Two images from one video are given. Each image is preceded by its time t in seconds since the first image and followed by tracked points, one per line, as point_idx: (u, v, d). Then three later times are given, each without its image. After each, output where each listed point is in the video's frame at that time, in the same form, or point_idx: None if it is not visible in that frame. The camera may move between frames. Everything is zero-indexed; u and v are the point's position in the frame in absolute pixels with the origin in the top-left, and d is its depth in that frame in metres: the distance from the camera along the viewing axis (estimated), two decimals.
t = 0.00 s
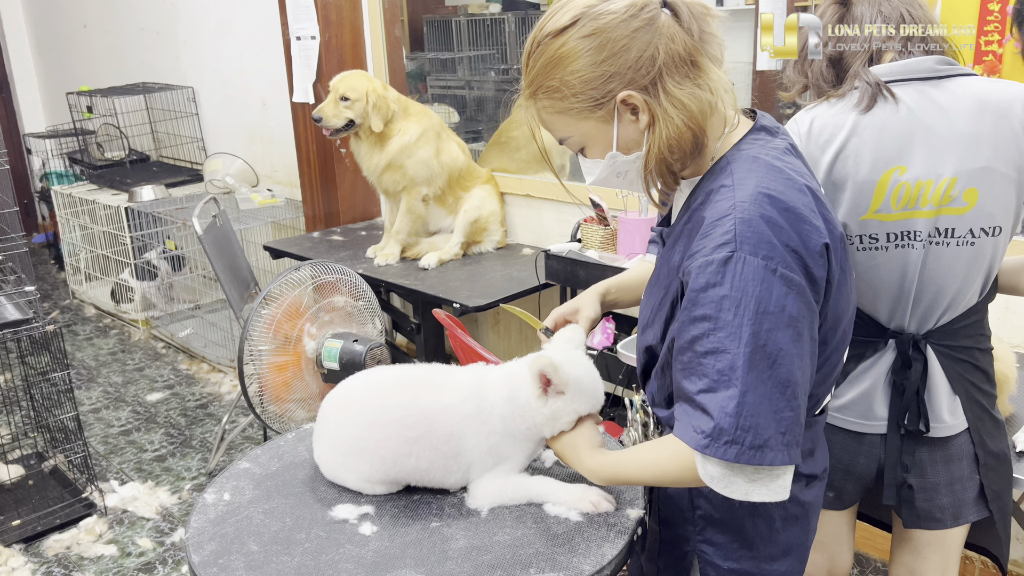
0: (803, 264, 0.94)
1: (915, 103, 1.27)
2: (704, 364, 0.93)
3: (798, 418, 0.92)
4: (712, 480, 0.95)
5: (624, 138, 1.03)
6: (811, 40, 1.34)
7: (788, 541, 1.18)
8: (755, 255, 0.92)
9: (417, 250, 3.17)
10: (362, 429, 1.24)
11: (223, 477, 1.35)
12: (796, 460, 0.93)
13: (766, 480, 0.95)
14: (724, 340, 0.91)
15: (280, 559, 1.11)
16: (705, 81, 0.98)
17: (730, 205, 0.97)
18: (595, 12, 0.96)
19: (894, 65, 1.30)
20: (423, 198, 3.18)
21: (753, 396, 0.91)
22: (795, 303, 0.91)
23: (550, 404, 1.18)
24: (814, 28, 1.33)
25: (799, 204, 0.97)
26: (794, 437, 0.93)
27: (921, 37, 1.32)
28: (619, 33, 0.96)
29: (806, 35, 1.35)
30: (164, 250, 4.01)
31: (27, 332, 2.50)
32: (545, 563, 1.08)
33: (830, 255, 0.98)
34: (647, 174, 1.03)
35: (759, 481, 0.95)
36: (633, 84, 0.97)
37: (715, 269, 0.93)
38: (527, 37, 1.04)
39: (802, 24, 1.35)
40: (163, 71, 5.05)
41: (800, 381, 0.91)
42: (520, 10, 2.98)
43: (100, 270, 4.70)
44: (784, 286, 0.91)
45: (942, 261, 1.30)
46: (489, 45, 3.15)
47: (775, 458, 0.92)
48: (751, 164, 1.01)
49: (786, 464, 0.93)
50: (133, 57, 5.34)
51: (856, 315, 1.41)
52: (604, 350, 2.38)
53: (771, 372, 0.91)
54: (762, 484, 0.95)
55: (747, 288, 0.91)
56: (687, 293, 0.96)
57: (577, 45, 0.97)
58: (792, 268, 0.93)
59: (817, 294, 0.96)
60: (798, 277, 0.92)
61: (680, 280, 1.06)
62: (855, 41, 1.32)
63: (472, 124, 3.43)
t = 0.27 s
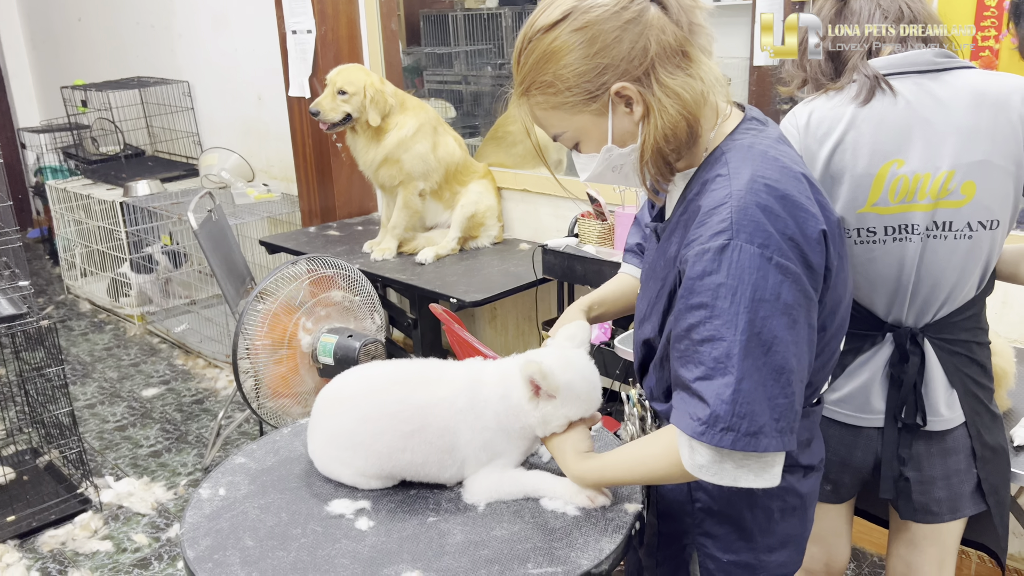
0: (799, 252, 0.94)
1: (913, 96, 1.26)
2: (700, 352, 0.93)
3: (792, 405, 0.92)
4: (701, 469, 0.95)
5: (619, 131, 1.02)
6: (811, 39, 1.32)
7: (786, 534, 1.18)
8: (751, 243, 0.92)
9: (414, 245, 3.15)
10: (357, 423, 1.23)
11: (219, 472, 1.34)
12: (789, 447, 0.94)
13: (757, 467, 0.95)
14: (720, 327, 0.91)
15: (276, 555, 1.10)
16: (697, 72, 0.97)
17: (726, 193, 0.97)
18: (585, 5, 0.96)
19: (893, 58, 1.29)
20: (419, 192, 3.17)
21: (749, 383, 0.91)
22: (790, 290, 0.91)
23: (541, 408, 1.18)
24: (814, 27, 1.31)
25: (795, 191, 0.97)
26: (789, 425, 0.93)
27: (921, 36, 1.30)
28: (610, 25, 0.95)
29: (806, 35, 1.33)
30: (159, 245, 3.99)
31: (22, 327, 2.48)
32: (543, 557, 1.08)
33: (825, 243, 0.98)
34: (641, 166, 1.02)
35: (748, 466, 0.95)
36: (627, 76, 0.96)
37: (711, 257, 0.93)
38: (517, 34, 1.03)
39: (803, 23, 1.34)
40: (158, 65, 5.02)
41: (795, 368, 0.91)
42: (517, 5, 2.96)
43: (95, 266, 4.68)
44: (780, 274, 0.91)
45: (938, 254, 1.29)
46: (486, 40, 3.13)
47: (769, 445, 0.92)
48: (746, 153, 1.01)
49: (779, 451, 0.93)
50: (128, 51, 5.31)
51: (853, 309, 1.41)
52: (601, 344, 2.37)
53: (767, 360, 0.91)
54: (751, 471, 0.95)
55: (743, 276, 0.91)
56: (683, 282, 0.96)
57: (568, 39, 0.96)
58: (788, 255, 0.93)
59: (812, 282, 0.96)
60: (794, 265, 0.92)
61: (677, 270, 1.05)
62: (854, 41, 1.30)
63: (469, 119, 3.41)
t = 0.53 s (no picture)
0: (791, 247, 0.94)
1: (906, 93, 1.26)
2: (695, 349, 0.93)
3: (787, 401, 0.92)
4: (698, 466, 0.95)
5: (608, 130, 1.02)
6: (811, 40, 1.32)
7: (778, 532, 1.18)
8: (744, 238, 0.92)
9: (407, 241, 3.15)
10: (350, 420, 1.23)
11: (210, 469, 1.34)
12: (784, 443, 0.94)
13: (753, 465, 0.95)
14: (714, 324, 0.91)
15: (267, 552, 1.09)
16: (683, 70, 0.98)
17: (719, 188, 0.97)
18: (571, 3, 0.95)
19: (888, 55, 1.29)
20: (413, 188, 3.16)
21: (744, 380, 0.90)
22: (783, 285, 0.91)
23: (534, 411, 1.17)
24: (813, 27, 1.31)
25: (787, 186, 0.97)
26: (783, 421, 0.93)
27: (922, 37, 1.29)
28: (597, 24, 0.94)
29: (806, 35, 1.33)
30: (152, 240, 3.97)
31: (13, 323, 2.47)
32: (535, 555, 1.08)
33: (817, 238, 0.98)
34: (627, 165, 1.02)
35: (746, 464, 0.95)
36: (615, 74, 0.95)
37: (705, 253, 0.93)
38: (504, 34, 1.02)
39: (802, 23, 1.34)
40: (151, 59, 4.99)
41: (790, 363, 0.91)
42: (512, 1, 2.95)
43: (88, 261, 4.65)
44: (774, 269, 0.91)
45: (931, 251, 1.29)
46: (481, 35, 3.12)
47: (765, 441, 0.92)
48: (737, 148, 1.01)
49: (775, 447, 0.93)
50: (121, 44, 5.27)
51: (846, 306, 1.41)
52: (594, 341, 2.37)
53: (762, 356, 0.91)
54: (749, 468, 0.95)
55: (737, 271, 0.91)
56: (677, 279, 0.96)
57: (555, 38, 0.96)
58: (781, 251, 0.93)
59: (805, 277, 0.96)
60: (787, 260, 0.92)
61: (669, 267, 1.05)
62: (852, 41, 1.30)
63: (464, 115, 3.40)
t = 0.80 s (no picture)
0: (811, 237, 0.95)
1: (906, 87, 1.24)
2: (713, 338, 0.94)
3: (807, 391, 0.93)
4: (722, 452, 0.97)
5: (622, 113, 1.01)
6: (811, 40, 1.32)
7: (776, 530, 1.17)
8: (765, 228, 0.92)
9: (403, 235, 3.13)
10: (338, 415, 1.22)
11: (202, 464, 1.32)
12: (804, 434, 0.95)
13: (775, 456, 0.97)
14: (733, 315, 0.92)
15: (259, 548, 1.08)
16: (703, 57, 0.97)
17: (737, 176, 0.96)
18: None
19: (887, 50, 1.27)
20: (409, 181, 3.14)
21: (763, 370, 0.91)
22: (804, 276, 0.92)
23: (523, 387, 1.18)
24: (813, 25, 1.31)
25: (804, 175, 0.97)
26: (804, 412, 0.94)
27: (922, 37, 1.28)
28: (617, 4, 0.93)
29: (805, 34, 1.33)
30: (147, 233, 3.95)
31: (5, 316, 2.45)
32: (529, 551, 1.07)
33: (834, 228, 0.98)
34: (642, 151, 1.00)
35: (769, 456, 0.96)
36: (634, 56, 0.94)
37: (724, 242, 0.93)
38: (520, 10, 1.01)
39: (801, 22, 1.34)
40: (146, 51, 4.96)
41: (810, 354, 0.92)
42: None
43: (81, 254, 4.63)
44: (795, 260, 0.91)
45: (930, 247, 1.28)
46: (478, 28, 3.10)
47: (785, 433, 0.94)
48: (753, 137, 1.00)
49: (795, 439, 0.95)
50: (115, 36, 5.23)
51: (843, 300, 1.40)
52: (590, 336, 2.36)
53: (782, 347, 0.91)
54: (772, 460, 0.97)
55: (757, 261, 0.91)
56: (694, 267, 0.96)
57: (573, 17, 0.95)
58: (802, 241, 0.93)
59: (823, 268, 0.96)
60: (807, 250, 0.93)
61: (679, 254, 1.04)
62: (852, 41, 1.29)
63: (460, 109, 3.38)
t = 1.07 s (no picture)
0: (822, 242, 0.95)
1: (904, 87, 1.24)
2: (715, 335, 0.94)
3: (805, 396, 0.94)
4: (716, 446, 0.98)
5: (646, 102, 1.01)
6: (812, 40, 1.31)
7: (775, 532, 1.17)
8: (777, 229, 0.92)
9: (401, 231, 3.14)
10: (337, 418, 1.21)
11: (200, 459, 1.32)
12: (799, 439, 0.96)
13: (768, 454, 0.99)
14: (737, 314, 0.92)
15: (257, 544, 1.08)
16: (735, 54, 0.97)
17: (753, 174, 0.96)
18: None
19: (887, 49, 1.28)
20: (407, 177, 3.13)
21: (763, 372, 0.92)
22: (813, 280, 0.92)
23: (508, 360, 1.19)
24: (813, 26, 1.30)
25: (822, 179, 0.97)
26: (800, 417, 0.95)
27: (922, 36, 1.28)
28: None
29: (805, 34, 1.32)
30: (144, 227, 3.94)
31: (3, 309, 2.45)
32: (527, 549, 1.07)
33: (848, 234, 0.98)
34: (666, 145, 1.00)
35: (758, 451, 0.98)
36: (665, 47, 0.94)
37: (736, 240, 0.93)
38: None
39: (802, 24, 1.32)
40: (144, 44, 4.94)
41: (811, 360, 0.92)
42: None
43: (79, 247, 4.62)
44: (805, 263, 0.91)
45: (928, 246, 1.29)
46: (477, 24, 3.09)
47: (779, 436, 0.94)
48: (774, 137, 1.00)
49: (789, 442, 0.96)
50: (114, 29, 5.21)
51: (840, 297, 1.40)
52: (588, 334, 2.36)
53: (784, 350, 0.91)
54: (761, 457, 0.99)
55: (767, 262, 0.91)
56: (702, 263, 0.96)
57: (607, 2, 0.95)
58: (814, 245, 0.93)
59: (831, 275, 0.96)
60: (818, 254, 0.93)
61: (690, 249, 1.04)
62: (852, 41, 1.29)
63: (459, 105, 3.37)
